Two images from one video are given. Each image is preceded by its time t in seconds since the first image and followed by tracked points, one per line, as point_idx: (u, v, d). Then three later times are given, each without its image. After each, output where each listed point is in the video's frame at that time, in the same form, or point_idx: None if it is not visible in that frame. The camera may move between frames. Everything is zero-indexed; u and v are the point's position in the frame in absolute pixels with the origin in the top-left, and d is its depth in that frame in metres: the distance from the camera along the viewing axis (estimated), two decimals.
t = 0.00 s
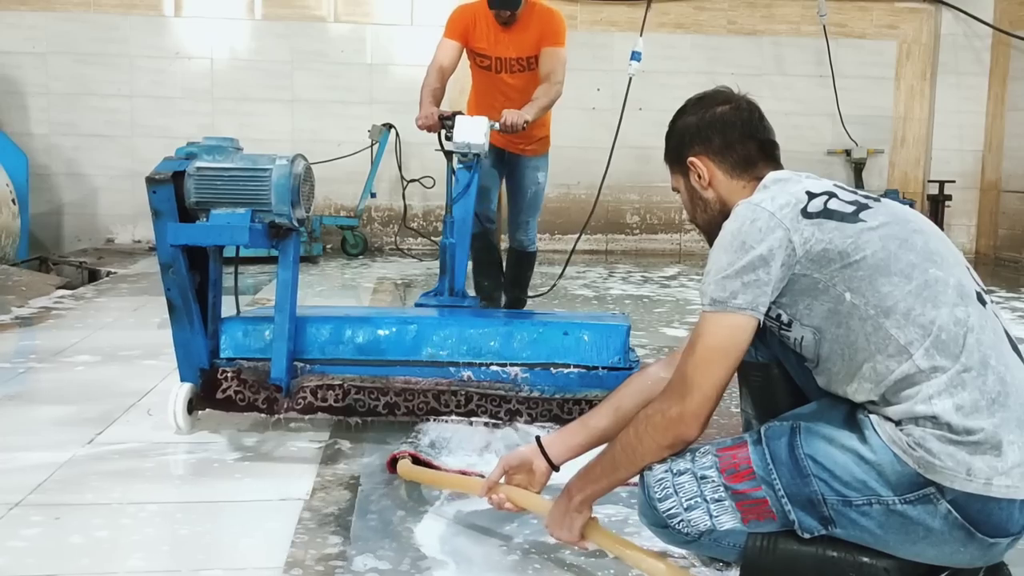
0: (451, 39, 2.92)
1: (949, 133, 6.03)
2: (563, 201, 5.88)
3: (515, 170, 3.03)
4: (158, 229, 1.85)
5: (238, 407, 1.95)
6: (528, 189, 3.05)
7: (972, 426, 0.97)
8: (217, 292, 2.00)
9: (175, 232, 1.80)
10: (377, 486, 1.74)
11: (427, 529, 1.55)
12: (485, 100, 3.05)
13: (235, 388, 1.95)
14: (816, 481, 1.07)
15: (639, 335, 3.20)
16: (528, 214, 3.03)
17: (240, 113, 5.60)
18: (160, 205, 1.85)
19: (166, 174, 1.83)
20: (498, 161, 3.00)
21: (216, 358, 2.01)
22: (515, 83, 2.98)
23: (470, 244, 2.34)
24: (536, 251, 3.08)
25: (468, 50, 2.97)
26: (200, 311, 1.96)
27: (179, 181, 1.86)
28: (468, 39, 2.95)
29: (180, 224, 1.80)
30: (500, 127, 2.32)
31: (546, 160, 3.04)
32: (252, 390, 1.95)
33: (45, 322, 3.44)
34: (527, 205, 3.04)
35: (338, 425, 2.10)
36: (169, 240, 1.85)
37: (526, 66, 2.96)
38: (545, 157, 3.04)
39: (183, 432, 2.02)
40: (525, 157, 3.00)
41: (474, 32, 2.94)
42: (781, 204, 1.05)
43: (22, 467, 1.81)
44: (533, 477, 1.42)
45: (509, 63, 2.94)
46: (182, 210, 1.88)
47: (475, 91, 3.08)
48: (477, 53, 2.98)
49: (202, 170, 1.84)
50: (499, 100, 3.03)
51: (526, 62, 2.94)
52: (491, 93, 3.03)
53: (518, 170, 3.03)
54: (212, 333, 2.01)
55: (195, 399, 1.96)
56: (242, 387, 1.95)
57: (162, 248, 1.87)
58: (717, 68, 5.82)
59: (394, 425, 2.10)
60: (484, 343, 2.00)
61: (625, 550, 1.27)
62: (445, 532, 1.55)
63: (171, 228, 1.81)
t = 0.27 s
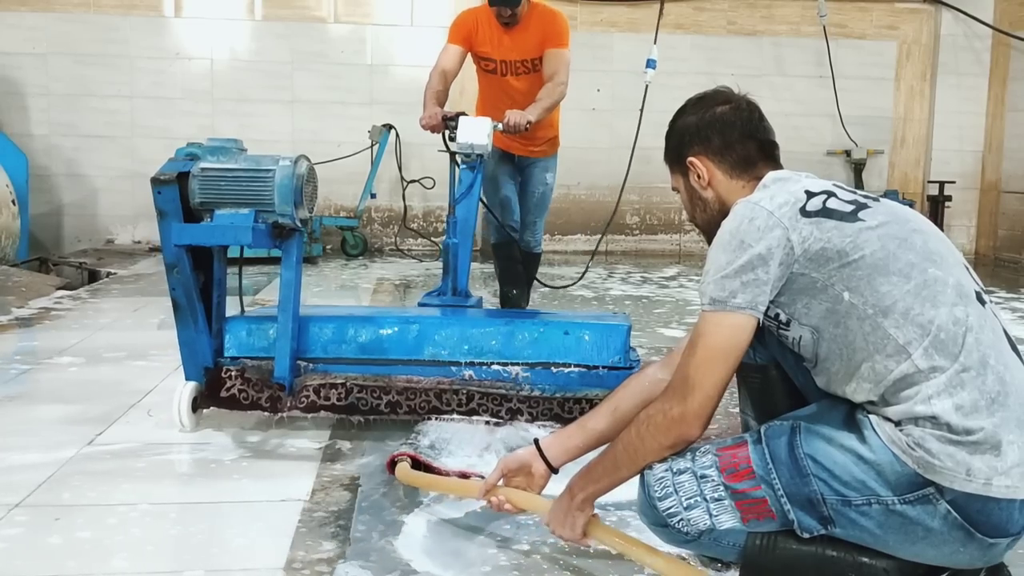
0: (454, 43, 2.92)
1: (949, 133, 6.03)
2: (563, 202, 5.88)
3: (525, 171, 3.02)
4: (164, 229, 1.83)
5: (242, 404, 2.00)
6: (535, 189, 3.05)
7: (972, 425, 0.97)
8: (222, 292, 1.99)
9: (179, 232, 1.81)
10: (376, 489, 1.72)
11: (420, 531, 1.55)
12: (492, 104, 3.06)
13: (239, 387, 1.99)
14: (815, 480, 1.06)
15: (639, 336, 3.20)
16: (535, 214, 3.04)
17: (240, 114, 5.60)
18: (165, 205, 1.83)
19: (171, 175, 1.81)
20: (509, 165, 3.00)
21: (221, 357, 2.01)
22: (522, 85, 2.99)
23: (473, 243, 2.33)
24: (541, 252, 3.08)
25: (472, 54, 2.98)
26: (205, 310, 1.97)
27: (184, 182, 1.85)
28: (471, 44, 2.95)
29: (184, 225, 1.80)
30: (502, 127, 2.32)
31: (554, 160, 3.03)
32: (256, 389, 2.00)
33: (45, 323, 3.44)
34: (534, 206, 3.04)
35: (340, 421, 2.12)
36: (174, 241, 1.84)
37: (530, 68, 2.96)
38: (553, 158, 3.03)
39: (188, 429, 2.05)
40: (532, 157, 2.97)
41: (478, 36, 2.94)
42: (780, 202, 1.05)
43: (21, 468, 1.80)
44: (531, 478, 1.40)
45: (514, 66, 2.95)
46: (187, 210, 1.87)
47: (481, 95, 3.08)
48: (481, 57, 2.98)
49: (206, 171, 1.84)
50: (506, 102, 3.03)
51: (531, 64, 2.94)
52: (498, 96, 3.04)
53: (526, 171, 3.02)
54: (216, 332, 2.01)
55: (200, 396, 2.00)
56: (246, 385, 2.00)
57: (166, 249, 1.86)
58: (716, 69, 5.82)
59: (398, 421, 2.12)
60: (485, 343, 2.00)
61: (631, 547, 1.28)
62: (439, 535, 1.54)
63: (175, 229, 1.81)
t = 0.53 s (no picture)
0: (458, 42, 2.94)
1: (948, 134, 6.03)
2: (563, 202, 5.88)
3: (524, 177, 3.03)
4: (169, 229, 1.84)
5: (246, 402, 2.00)
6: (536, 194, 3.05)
7: (972, 424, 0.98)
8: (227, 291, 2.01)
9: (183, 232, 1.81)
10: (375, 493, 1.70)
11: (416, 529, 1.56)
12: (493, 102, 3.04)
13: (243, 385, 1.99)
14: (817, 481, 1.07)
15: (639, 336, 3.20)
16: (536, 220, 3.04)
17: (240, 115, 5.60)
18: (170, 206, 1.84)
19: (176, 176, 1.82)
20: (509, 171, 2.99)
21: (225, 355, 2.02)
22: (524, 85, 2.98)
23: (476, 244, 2.34)
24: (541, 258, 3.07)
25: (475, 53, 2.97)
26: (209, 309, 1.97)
27: (188, 182, 1.86)
28: (474, 42, 2.96)
29: (188, 225, 1.81)
30: (507, 128, 2.33)
31: (553, 166, 3.04)
32: (260, 387, 2.00)
33: (45, 323, 3.44)
34: (534, 212, 3.04)
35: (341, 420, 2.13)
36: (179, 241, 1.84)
37: (535, 68, 2.95)
38: (552, 163, 3.04)
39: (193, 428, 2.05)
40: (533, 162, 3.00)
41: (482, 34, 2.95)
42: (777, 201, 1.05)
43: (22, 469, 1.81)
44: (521, 475, 1.42)
45: (517, 64, 2.94)
46: (191, 210, 1.87)
47: (482, 93, 3.07)
48: (484, 56, 2.98)
49: (210, 172, 1.84)
50: (507, 101, 3.01)
51: (535, 63, 2.94)
52: (499, 94, 3.02)
53: (527, 177, 3.03)
54: (221, 331, 2.02)
55: (205, 395, 2.00)
56: (250, 384, 2.00)
57: (171, 249, 1.87)
58: (716, 70, 5.83)
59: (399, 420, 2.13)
60: (486, 342, 2.00)
61: (626, 545, 1.25)
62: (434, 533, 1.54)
63: (179, 228, 1.82)
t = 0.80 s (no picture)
0: (460, 43, 2.95)
1: (948, 135, 6.04)
2: (563, 203, 5.89)
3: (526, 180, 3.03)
4: (170, 230, 1.85)
5: (246, 403, 1.99)
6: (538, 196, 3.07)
7: (969, 420, 0.99)
8: (227, 292, 2.02)
9: (183, 232, 1.82)
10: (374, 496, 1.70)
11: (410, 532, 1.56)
12: (495, 102, 3.03)
13: (243, 386, 1.99)
14: (815, 478, 1.07)
15: (639, 337, 3.21)
16: (537, 222, 3.07)
17: (240, 116, 5.61)
18: (171, 206, 1.84)
19: (177, 177, 1.83)
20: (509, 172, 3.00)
21: (226, 356, 2.03)
22: (526, 84, 2.98)
23: (478, 245, 2.37)
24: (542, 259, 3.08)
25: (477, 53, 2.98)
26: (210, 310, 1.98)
27: (189, 184, 1.86)
28: (476, 41, 2.97)
29: (188, 226, 1.82)
30: (510, 128, 2.34)
31: (553, 167, 3.05)
32: (260, 388, 1.99)
33: (45, 324, 3.45)
34: (536, 214, 3.06)
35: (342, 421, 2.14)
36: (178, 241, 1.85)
37: (537, 68, 2.96)
38: (551, 165, 3.04)
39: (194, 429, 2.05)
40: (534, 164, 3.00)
41: (484, 34, 2.96)
42: (778, 202, 1.06)
43: (23, 470, 1.81)
44: (520, 484, 1.38)
45: (520, 63, 2.95)
46: (191, 211, 1.88)
47: (482, 94, 3.06)
48: (485, 55, 2.98)
49: (211, 172, 1.85)
50: (508, 101, 3.01)
51: (538, 63, 2.95)
52: (500, 94, 3.02)
53: (528, 179, 3.04)
54: (221, 332, 2.03)
55: (205, 395, 2.00)
56: (250, 384, 1.99)
57: (171, 250, 1.88)
58: (716, 71, 5.84)
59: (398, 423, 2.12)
60: (487, 343, 2.01)
61: (620, 550, 1.23)
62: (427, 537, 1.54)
63: (179, 229, 1.83)
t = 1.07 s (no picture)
0: (460, 44, 2.96)
1: (947, 136, 6.05)
2: (563, 204, 5.90)
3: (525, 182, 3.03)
4: (167, 231, 1.84)
5: (244, 405, 1.98)
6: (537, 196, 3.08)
7: (957, 414, 0.99)
8: (225, 293, 2.02)
9: (180, 233, 1.82)
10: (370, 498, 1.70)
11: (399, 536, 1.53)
12: (495, 103, 3.04)
13: (241, 388, 1.98)
14: (808, 477, 1.07)
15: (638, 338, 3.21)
16: (536, 223, 3.07)
17: (239, 117, 5.61)
18: (167, 207, 1.84)
19: (174, 177, 1.83)
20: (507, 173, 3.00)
21: (223, 358, 2.03)
22: (525, 84, 2.98)
23: (477, 245, 2.37)
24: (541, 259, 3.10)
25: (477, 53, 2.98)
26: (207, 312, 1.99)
27: (186, 185, 1.87)
28: (476, 42, 2.98)
29: (185, 227, 1.82)
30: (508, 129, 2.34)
31: (552, 168, 3.05)
32: (258, 390, 1.98)
33: (45, 325, 3.45)
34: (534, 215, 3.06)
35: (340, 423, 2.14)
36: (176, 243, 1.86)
37: (535, 68, 2.97)
38: (551, 165, 3.04)
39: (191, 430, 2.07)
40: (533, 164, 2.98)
41: (483, 35, 2.96)
42: (761, 204, 1.06)
43: (22, 471, 1.82)
44: (514, 491, 1.40)
45: (519, 63, 2.95)
46: (189, 212, 1.89)
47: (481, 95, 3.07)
48: (485, 55, 2.99)
49: (208, 173, 1.85)
50: (508, 101, 3.01)
51: (537, 63, 2.95)
52: (499, 94, 3.02)
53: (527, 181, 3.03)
54: (218, 334, 2.03)
55: (203, 397, 2.00)
56: (248, 386, 1.98)
57: (168, 251, 1.88)
58: (715, 72, 5.85)
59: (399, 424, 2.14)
60: (485, 345, 2.01)
61: (610, 562, 1.22)
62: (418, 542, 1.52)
63: (176, 231, 1.83)
